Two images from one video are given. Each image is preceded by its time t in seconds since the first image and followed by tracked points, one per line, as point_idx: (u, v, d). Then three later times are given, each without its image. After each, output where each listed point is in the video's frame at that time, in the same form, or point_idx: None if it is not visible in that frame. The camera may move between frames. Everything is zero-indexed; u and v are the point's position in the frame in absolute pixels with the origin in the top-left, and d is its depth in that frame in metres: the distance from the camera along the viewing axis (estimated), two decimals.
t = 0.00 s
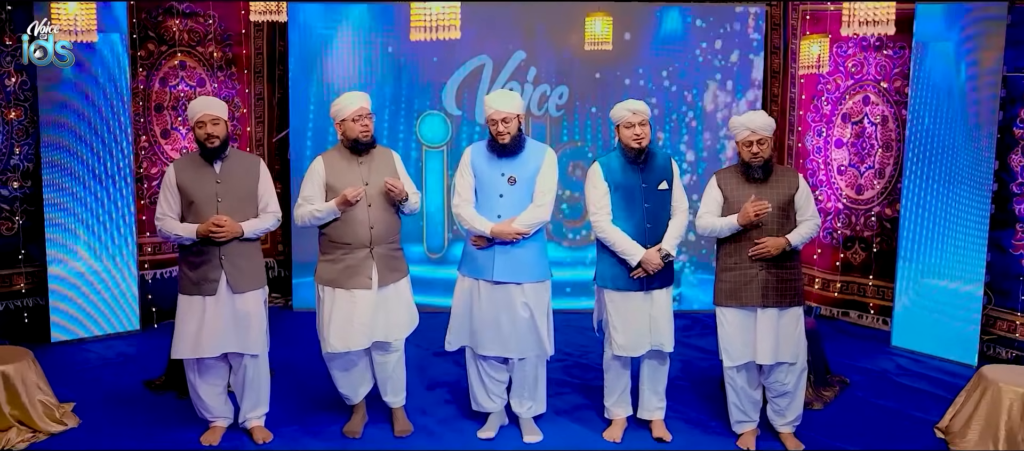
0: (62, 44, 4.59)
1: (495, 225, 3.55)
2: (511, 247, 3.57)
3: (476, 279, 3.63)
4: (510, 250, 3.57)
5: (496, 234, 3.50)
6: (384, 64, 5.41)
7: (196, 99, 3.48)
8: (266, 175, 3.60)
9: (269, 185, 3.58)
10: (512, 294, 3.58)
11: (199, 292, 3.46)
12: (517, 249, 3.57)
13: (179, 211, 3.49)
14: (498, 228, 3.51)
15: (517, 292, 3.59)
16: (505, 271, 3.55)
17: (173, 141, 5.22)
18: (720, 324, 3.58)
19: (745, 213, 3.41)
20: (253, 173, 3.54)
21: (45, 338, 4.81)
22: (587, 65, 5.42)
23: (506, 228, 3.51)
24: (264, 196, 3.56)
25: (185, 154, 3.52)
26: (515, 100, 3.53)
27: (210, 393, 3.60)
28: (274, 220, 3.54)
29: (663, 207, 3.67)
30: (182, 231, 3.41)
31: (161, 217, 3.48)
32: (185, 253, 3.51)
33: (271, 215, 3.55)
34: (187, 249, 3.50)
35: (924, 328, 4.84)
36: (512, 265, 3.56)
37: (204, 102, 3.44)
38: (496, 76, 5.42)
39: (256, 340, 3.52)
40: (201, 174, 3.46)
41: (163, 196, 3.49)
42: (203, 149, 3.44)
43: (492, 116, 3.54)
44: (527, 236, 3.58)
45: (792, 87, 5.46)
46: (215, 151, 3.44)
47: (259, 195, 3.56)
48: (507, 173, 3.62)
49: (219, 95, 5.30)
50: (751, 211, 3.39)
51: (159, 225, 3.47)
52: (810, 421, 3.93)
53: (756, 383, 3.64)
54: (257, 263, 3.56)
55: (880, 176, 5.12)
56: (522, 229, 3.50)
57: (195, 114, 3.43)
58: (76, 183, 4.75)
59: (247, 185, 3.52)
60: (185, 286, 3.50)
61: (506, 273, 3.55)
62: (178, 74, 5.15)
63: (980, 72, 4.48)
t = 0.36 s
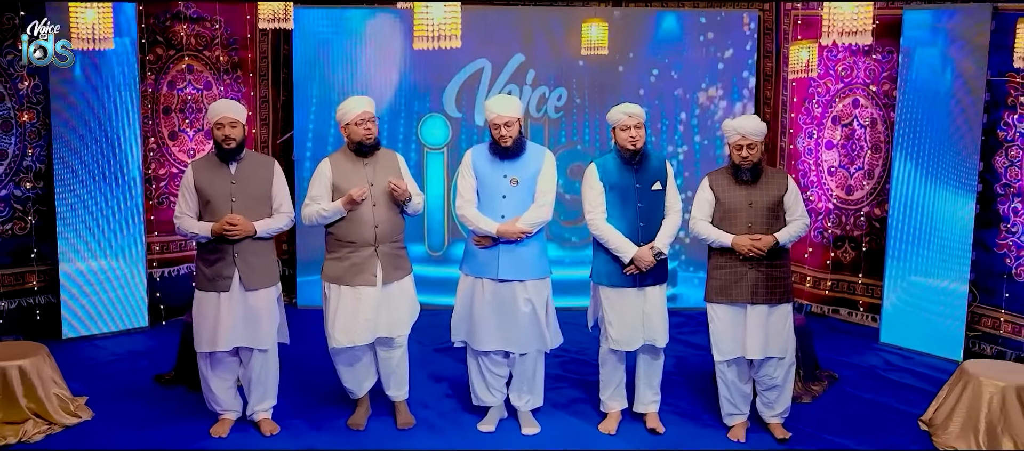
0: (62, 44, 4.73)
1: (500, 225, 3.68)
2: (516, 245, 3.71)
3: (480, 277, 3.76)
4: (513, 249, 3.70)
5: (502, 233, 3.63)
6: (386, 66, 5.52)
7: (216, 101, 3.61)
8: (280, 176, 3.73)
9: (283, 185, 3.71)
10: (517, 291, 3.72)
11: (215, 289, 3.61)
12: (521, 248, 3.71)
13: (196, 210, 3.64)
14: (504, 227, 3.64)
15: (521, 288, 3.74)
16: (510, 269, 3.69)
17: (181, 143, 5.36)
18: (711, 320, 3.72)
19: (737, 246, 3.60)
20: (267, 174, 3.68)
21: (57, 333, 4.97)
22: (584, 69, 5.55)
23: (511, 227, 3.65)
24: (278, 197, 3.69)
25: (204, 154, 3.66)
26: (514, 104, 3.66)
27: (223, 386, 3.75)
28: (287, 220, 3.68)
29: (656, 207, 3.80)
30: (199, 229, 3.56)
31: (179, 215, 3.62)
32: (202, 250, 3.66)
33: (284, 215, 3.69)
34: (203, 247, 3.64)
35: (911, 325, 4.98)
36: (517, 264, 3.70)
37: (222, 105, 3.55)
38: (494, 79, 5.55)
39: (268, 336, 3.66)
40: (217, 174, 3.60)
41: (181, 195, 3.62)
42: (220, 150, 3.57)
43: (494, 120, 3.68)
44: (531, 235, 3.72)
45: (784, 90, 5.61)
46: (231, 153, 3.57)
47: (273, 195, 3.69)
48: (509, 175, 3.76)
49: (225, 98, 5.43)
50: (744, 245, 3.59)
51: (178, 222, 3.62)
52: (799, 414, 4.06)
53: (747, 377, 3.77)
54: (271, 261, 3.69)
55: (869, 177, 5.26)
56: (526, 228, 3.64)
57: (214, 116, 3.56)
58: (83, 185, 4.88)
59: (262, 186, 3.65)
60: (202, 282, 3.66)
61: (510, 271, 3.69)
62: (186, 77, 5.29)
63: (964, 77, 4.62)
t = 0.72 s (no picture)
0: (62, 44, 4.80)
1: (513, 230, 3.79)
2: (527, 249, 3.81)
3: (490, 282, 3.84)
4: (525, 253, 3.81)
5: (517, 238, 3.75)
6: (392, 72, 5.64)
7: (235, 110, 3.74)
8: (293, 184, 3.84)
9: (296, 193, 3.82)
10: (525, 295, 3.84)
11: (227, 292, 3.74)
12: (533, 251, 3.82)
13: (211, 214, 3.77)
14: (518, 232, 3.76)
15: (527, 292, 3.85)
16: (521, 272, 3.80)
17: (189, 148, 5.46)
18: (708, 322, 3.83)
19: (735, 251, 3.72)
20: (279, 182, 3.79)
21: (69, 334, 5.09)
22: (583, 76, 5.66)
23: (523, 231, 3.77)
24: (290, 204, 3.80)
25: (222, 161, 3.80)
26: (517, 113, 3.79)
27: (234, 386, 3.88)
28: (298, 227, 3.78)
29: (654, 213, 3.90)
30: (213, 233, 3.70)
31: (196, 219, 3.77)
32: (217, 254, 3.78)
33: (296, 222, 3.79)
34: (217, 250, 3.77)
35: (903, 326, 5.10)
36: (529, 268, 3.81)
37: (242, 113, 3.68)
38: (497, 85, 5.67)
39: (276, 338, 3.78)
40: (232, 181, 3.73)
41: (199, 200, 3.76)
42: (236, 157, 3.71)
43: (503, 127, 3.80)
44: (541, 239, 3.84)
45: (780, 96, 5.69)
46: (246, 160, 3.71)
47: (286, 203, 3.80)
48: (516, 181, 3.87)
49: (231, 104, 5.52)
50: (741, 250, 3.70)
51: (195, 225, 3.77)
52: (793, 414, 4.18)
53: (742, 378, 3.88)
54: (281, 267, 3.80)
55: (862, 182, 5.37)
56: (538, 232, 3.77)
57: (231, 124, 3.70)
58: (93, 189, 5.01)
59: (275, 193, 3.77)
60: (215, 285, 3.78)
61: (522, 274, 3.80)
62: (194, 84, 5.38)
63: (955, 85, 4.74)
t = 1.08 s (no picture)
0: (61, 44, 4.89)
1: (524, 235, 3.89)
2: (536, 253, 3.92)
3: (499, 284, 3.93)
4: (534, 256, 3.91)
5: (528, 243, 3.85)
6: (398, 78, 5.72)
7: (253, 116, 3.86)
8: (306, 190, 3.94)
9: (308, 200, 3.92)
10: (531, 297, 3.96)
11: (237, 294, 3.86)
12: (542, 255, 3.93)
13: (226, 216, 3.90)
14: (529, 236, 3.86)
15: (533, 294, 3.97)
16: (530, 275, 3.90)
17: (198, 152, 5.54)
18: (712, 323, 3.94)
19: (739, 255, 3.82)
20: (292, 188, 3.89)
21: (82, 335, 5.19)
22: (584, 81, 5.74)
23: (533, 235, 3.87)
24: (302, 210, 3.90)
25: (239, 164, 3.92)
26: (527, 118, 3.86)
27: (245, 385, 3.98)
28: (308, 233, 3.87)
29: (656, 218, 3.98)
30: (225, 235, 3.82)
31: (212, 220, 3.90)
32: (229, 255, 3.90)
33: (307, 228, 3.89)
34: (230, 252, 3.89)
35: (900, 328, 5.20)
36: (536, 271, 3.91)
37: (258, 120, 3.79)
38: (501, 90, 5.76)
39: (284, 339, 3.88)
40: (246, 185, 3.85)
41: (215, 203, 3.90)
42: (251, 163, 3.82)
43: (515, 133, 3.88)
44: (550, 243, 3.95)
45: (778, 101, 5.75)
46: (259, 166, 3.81)
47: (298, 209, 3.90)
48: (524, 187, 3.97)
49: (239, 109, 5.60)
50: (746, 254, 3.81)
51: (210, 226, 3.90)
52: (792, 414, 4.28)
53: (744, 378, 3.98)
54: (290, 271, 3.89)
55: (859, 186, 5.46)
56: (548, 235, 3.88)
57: (247, 129, 3.81)
58: (107, 192, 5.12)
59: (287, 199, 3.87)
60: (227, 285, 3.91)
61: (530, 277, 3.90)
62: (203, 89, 5.46)
63: (950, 91, 4.84)
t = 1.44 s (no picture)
0: (61, 43, 4.95)
1: (523, 238, 3.99)
2: (536, 257, 4.02)
3: (500, 284, 4.05)
4: (535, 260, 4.02)
5: (526, 246, 3.95)
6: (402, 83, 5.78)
7: (270, 123, 3.99)
8: (318, 196, 4.04)
9: (319, 205, 4.02)
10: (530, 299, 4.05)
11: (248, 294, 3.98)
12: (543, 258, 4.03)
13: (240, 219, 4.04)
14: (528, 240, 3.96)
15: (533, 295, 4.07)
16: (529, 278, 4.01)
17: (207, 156, 5.64)
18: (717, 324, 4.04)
19: (745, 257, 3.94)
20: (304, 193, 4.00)
21: (95, 335, 5.29)
22: (586, 86, 5.81)
23: (533, 240, 3.97)
24: (313, 215, 4.01)
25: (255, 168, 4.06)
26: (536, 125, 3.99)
27: (255, 383, 4.09)
28: (318, 238, 3.98)
29: (659, 222, 4.08)
30: (238, 237, 3.97)
31: (228, 221, 4.05)
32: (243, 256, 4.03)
33: (317, 232, 3.99)
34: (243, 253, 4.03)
35: (894, 328, 5.31)
36: (536, 274, 4.02)
37: (274, 127, 3.92)
38: (504, 93, 5.81)
39: (293, 340, 3.99)
40: (260, 189, 3.98)
41: (230, 206, 4.04)
42: (265, 168, 3.95)
43: (523, 141, 4.00)
44: (552, 247, 4.05)
45: (776, 106, 5.85)
46: (273, 171, 3.94)
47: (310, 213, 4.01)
48: (529, 192, 4.08)
49: (248, 113, 5.69)
50: (752, 257, 3.92)
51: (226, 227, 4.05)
52: (790, 413, 4.39)
53: (745, 378, 4.10)
54: (300, 274, 4.00)
55: (856, 189, 5.57)
56: (547, 241, 3.97)
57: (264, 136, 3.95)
58: (122, 195, 5.23)
59: (298, 204, 3.98)
60: (240, 285, 4.04)
61: (528, 280, 4.01)
62: (212, 95, 5.56)
63: (945, 96, 4.94)
